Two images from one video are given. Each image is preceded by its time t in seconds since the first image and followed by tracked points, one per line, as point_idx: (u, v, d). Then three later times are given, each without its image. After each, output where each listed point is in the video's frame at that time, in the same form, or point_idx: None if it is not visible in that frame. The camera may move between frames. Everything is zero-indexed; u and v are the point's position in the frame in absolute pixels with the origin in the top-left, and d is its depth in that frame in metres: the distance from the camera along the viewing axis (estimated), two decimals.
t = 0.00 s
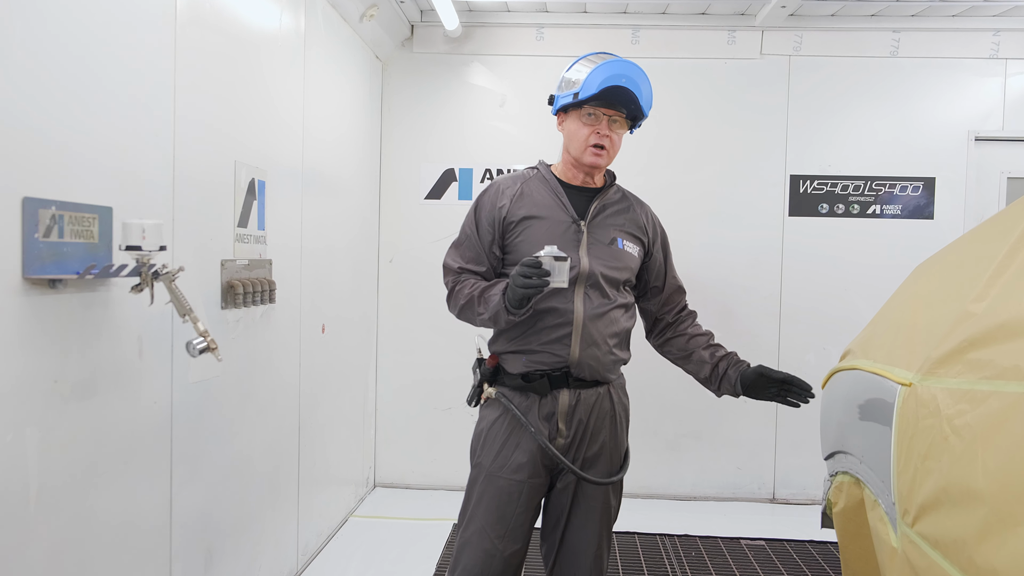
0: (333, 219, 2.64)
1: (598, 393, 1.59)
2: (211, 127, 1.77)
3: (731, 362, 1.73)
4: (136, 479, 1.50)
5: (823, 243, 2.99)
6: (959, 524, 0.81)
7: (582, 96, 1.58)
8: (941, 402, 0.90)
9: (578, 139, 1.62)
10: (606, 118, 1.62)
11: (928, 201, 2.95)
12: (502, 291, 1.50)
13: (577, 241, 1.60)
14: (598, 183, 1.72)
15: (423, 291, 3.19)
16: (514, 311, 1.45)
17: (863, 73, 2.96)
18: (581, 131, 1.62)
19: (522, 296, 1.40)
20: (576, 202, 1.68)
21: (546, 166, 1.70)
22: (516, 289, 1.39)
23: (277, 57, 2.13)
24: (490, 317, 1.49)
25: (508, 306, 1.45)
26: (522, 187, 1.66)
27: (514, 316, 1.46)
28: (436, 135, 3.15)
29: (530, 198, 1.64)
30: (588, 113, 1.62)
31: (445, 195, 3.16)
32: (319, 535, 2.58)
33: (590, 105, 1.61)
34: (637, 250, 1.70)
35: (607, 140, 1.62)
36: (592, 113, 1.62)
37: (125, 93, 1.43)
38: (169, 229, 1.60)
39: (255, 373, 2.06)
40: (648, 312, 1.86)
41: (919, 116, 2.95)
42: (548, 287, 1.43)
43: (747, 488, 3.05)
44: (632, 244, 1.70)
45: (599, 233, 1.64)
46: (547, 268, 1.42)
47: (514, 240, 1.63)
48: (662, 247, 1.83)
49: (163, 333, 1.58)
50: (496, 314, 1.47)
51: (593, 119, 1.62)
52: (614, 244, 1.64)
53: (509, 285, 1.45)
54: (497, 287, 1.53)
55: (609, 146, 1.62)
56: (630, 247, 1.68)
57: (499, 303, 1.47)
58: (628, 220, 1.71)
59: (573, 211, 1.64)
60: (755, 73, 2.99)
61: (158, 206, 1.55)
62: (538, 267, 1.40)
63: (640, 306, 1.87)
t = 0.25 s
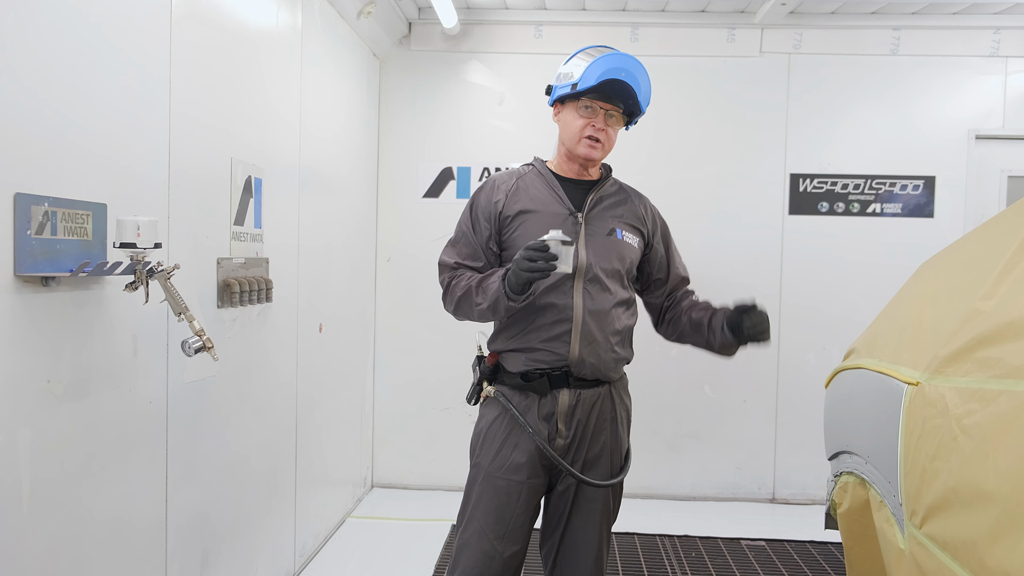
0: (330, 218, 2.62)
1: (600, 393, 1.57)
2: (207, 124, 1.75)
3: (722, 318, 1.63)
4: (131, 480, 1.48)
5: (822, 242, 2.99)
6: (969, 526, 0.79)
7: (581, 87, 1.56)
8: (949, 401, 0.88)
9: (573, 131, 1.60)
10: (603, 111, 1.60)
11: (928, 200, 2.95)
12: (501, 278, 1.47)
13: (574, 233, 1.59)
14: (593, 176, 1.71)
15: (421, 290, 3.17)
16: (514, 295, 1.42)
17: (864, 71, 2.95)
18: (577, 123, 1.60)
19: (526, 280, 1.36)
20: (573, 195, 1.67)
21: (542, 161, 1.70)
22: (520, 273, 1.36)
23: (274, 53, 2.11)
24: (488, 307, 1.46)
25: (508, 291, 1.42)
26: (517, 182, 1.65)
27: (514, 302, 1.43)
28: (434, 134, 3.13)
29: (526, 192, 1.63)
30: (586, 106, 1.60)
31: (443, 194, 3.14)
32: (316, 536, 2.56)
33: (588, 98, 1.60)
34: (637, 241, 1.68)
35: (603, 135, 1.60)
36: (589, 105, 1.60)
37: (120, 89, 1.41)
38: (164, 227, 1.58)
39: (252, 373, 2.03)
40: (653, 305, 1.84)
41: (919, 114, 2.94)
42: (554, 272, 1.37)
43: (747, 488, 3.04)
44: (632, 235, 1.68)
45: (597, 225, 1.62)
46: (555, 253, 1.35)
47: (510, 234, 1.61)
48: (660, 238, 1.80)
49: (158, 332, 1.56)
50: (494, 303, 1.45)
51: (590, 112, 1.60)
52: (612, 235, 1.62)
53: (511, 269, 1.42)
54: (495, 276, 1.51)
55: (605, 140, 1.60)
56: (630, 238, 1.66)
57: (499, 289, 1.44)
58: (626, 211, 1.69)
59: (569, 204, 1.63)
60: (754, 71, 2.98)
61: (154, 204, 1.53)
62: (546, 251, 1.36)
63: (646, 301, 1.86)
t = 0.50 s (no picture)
0: (329, 217, 2.60)
1: (605, 396, 1.55)
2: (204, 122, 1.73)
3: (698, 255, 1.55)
4: (128, 483, 1.46)
5: (823, 241, 2.98)
6: (982, 530, 0.78)
7: (592, 83, 1.54)
8: (959, 403, 0.87)
9: (575, 128, 1.58)
10: (607, 112, 1.60)
11: (929, 200, 2.94)
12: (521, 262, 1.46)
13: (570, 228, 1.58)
14: (587, 174, 1.70)
15: (420, 290, 3.16)
16: (538, 280, 1.42)
17: (865, 71, 2.94)
18: (581, 120, 1.58)
19: (556, 260, 1.37)
20: (565, 192, 1.66)
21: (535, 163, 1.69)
22: (549, 254, 1.37)
23: (272, 51, 2.09)
24: (509, 294, 1.45)
25: (532, 274, 1.42)
26: (512, 181, 1.64)
27: (537, 286, 1.43)
28: (432, 132, 3.12)
29: (521, 190, 1.62)
30: (589, 103, 1.59)
31: (442, 193, 3.13)
32: (315, 538, 2.54)
33: (595, 95, 1.58)
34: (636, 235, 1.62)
35: (604, 136, 1.59)
36: (595, 104, 1.59)
37: (116, 88, 1.38)
38: (161, 227, 1.56)
39: (249, 374, 2.01)
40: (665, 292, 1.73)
41: (919, 113, 2.94)
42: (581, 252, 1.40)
43: (748, 489, 3.03)
44: (630, 227, 1.63)
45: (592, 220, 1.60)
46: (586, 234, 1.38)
47: (507, 233, 1.60)
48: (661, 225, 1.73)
49: (155, 332, 1.54)
50: (516, 291, 1.44)
51: (593, 110, 1.59)
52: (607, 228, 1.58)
53: (534, 251, 1.42)
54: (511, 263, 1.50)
55: (605, 141, 1.60)
56: (626, 231, 1.60)
57: (521, 274, 1.43)
58: (622, 205, 1.66)
59: (564, 201, 1.62)
60: (754, 70, 2.97)
61: (151, 203, 1.52)
62: (576, 232, 1.37)
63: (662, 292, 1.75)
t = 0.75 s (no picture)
0: (328, 216, 2.58)
1: (608, 398, 1.52)
2: (202, 121, 1.71)
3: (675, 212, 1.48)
4: (125, 486, 1.44)
5: (823, 241, 2.97)
6: (994, 534, 0.77)
7: (586, 81, 1.52)
8: (968, 405, 0.86)
9: (569, 127, 1.57)
10: (602, 110, 1.58)
11: (930, 200, 2.94)
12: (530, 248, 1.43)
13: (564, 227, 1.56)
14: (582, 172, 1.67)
15: (419, 290, 3.14)
16: (553, 262, 1.40)
17: (867, 71, 2.93)
18: (575, 117, 1.57)
19: (573, 241, 1.35)
20: (560, 190, 1.65)
21: (534, 166, 1.68)
22: (567, 234, 1.35)
23: (270, 49, 2.08)
24: (521, 280, 1.42)
25: (547, 256, 1.40)
26: (507, 183, 1.64)
27: (552, 268, 1.41)
28: (431, 132, 3.10)
29: (516, 190, 1.61)
30: (584, 102, 1.57)
31: (441, 192, 3.11)
32: (314, 539, 2.52)
33: (590, 93, 1.56)
34: (633, 229, 1.59)
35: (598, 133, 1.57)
36: (589, 102, 1.57)
37: (112, 86, 1.37)
38: (158, 227, 1.54)
39: (248, 374, 2.00)
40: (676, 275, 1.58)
41: (920, 113, 2.93)
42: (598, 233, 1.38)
43: (749, 490, 3.02)
44: (626, 221, 1.59)
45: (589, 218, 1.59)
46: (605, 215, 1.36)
47: (504, 232, 1.59)
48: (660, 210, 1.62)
49: (152, 333, 1.52)
50: (530, 275, 1.41)
51: (588, 108, 1.57)
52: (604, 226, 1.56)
53: (550, 233, 1.40)
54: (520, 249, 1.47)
55: (600, 139, 1.58)
56: (623, 225, 1.58)
57: (534, 257, 1.41)
58: (618, 199, 1.62)
59: (558, 200, 1.60)
60: (755, 69, 2.96)
61: (148, 202, 1.50)
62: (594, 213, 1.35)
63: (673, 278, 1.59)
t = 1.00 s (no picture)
0: (323, 216, 2.56)
1: (604, 400, 1.51)
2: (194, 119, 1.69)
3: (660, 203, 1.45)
4: (116, 490, 1.42)
5: (820, 241, 2.97)
6: (999, 538, 0.76)
7: (575, 79, 1.51)
8: (972, 406, 0.85)
9: (559, 126, 1.56)
10: (591, 108, 1.56)
11: (928, 199, 2.94)
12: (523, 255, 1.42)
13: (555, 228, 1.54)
14: (574, 172, 1.65)
15: (415, 290, 3.12)
16: (541, 270, 1.38)
17: (865, 70, 2.93)
18: (564, 117, 1.56)
19: (560, 249, 1.34)
20: (551, 191, 1.64)
21: (525, 168, 1.65)
22: (555, 241, 1.33)
23: (265, 48, 2.06)
24: (511, 288, 1.41)
25: (535, 264, 1.38)
26: (498, 185, 1.62)
27: (541, 276, 1.39)
28: (427, 131, 3.08)
29: (507, 193, 1.60)
30: (574, 100, 1.56)
31: (437, 192, 3.09)
32: (308, 541, 2.50)
33: (579, 92, 1.55)
34: (625, 228, 1.57)
35: (588, 132, 1.55)
36: (579, 100, 1.55)
37: (102, 83, 1.34)
38: (149, 226, 1.52)
39: (241, 376, 1.97)
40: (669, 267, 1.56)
41: (916, 112, 2.93)
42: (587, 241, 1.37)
43: (746, 490, 3.01)
44: (617, 221, 1.57)
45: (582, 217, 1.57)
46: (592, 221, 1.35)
47: (495, 236, 1.58)
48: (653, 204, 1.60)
49: (143, 333, 1.50)
50: (520, 283, 1.40)
51: (578, 107, 1.56)
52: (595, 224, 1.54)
53: (538, 241, 1.38)
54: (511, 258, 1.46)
55: (590, 138, 1.56)
56: (615, 224, 1.56)
57: (524, 265, 1.39)
58: (608, 199, 1.60)
59: (548, 201, 1.58)
60: (752, 68, 2.95)
61: (140, 201, 1.48)
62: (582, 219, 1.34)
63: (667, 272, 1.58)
